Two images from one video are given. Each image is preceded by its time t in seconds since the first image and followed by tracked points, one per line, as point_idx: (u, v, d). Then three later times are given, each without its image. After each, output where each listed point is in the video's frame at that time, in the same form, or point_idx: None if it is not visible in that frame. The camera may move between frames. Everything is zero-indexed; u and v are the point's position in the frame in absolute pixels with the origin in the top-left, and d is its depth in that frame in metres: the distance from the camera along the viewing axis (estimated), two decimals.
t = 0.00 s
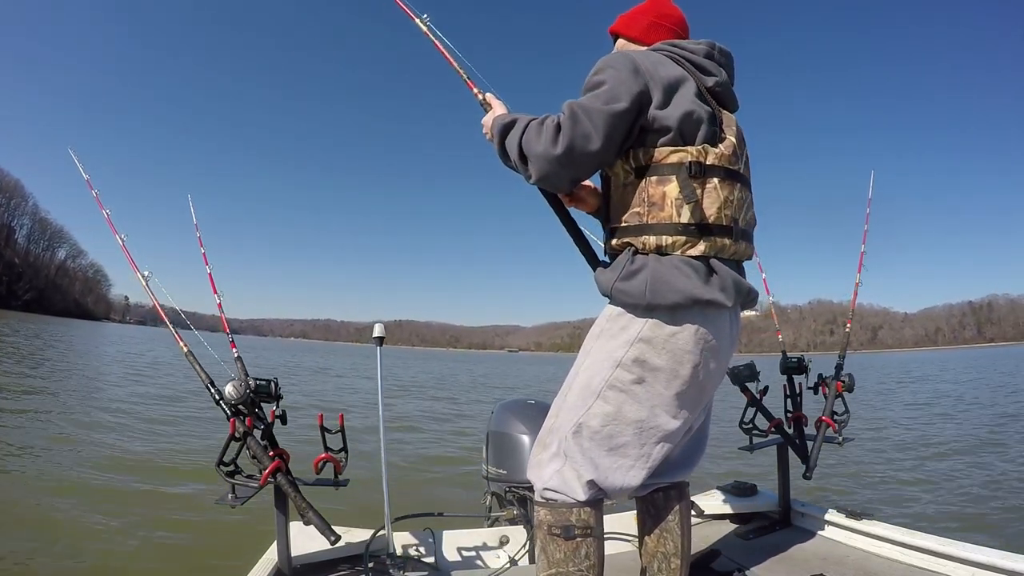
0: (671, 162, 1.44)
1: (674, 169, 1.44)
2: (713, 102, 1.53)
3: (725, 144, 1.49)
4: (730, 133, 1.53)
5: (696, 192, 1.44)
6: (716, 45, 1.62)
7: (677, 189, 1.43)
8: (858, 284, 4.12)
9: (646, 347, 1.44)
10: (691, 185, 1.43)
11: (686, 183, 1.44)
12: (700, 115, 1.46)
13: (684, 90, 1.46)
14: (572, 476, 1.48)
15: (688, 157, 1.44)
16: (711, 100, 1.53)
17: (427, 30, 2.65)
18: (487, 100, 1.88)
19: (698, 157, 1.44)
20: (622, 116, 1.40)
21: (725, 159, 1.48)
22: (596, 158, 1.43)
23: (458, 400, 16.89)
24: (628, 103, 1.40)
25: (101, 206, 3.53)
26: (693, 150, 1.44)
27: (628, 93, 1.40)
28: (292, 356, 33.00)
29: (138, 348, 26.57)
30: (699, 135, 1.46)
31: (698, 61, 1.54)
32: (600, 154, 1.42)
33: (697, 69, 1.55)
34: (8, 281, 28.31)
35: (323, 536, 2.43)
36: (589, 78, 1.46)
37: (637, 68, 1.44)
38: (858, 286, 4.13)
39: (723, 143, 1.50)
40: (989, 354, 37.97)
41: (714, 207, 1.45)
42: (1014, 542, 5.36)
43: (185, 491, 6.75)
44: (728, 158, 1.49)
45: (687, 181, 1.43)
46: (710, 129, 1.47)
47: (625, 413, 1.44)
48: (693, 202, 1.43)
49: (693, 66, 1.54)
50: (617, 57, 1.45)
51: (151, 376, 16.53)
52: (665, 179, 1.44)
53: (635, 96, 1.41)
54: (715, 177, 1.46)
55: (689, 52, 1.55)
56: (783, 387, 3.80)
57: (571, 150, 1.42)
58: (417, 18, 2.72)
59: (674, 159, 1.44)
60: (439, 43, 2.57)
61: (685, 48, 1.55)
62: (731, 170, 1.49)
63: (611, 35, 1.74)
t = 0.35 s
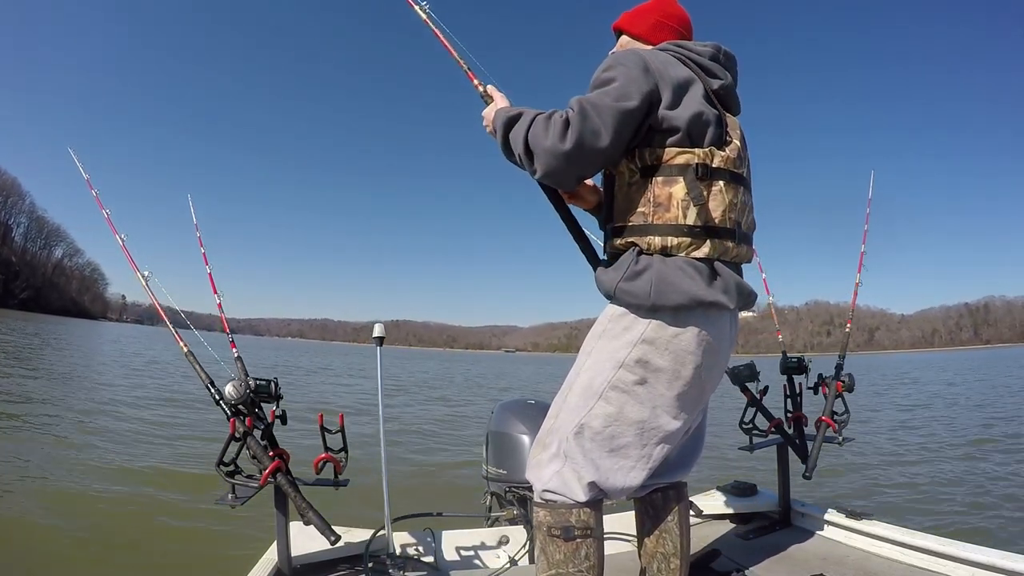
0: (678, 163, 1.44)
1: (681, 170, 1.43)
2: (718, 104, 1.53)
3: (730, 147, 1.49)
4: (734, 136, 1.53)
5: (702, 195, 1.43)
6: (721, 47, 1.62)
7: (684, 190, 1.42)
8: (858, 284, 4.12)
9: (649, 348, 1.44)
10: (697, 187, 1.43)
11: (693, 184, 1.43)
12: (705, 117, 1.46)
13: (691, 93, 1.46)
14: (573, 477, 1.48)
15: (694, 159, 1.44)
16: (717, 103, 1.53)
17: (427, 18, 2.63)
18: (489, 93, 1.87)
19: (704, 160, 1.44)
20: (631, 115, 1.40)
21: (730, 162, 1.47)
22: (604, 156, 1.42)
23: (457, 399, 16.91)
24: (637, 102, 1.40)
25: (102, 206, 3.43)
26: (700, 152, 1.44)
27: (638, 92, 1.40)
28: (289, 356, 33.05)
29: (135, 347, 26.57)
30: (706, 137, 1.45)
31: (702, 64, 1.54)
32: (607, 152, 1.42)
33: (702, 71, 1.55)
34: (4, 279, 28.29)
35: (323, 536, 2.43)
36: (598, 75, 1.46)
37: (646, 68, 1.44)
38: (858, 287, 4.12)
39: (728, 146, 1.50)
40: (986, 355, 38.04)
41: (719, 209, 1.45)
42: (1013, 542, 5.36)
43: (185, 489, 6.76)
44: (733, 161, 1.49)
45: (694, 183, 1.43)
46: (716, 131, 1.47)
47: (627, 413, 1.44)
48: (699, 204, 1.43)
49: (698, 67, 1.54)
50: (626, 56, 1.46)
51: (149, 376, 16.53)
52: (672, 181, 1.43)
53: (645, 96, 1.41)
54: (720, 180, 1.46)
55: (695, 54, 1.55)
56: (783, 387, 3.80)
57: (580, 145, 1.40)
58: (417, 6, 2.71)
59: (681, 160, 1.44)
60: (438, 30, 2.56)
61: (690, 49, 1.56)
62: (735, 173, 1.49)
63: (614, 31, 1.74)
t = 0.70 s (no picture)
0: (674, 163, 1.44)
1: (677, 170, 1.43)
2: (715, 104, 1.53)
3: (727, 147, 1.49)
4: (731, 135, 1.53)
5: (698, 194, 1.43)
6: (718, 46, 1.62)
7: (679, 190, 1.42)
8: (858, 284, 4.12)
9: (647, 348, 1.44)
10: (693, 186, 1.43)
11: (689, 185, 1.43)
12: (701, 118, 1.45)
13: (686, 95, 1.46)
14: (572, 477, 1.48)
15: (690, 159, 1.44)
16: (714, 104, 1.53)
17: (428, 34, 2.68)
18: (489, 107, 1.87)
19: (700, 159, 1.44)
20: (622, 121, 1.40)
21: (727, 162, 1.47)
22: (595, 162, 1.43)
23: (456, 399, 16.91)
24: (628, 107, 1.40)
25: (102, 206, 3.45)
26: (696, 152, 1.44)
27: (630, 97, 1.40)
28: (287, 355, 33.03)
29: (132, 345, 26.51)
30: (702, 137, 1.45)
31: (700, 63, 1.54)
32: (598, 158, 1.43)
33: (700, 71, 1.54)
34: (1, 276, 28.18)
35: (323, 536, 2.42)
36: (591, 80, 1.46)
37: (639, 72, 1.44)
38: (858, 287, 4.12)
39: (725, 145, 1.49)
40: (983, 356, 38.13)
41: (715, 210, 1.45)
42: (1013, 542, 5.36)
43: (186, 488, 6.77)
44: (729, 161, 1.49)
45: (690, 183, 1.43)
46: (712, 132, 1.46)
47: (625, 413, 1.44)
48: (695, 204, 1.43)
49: (695, 68, 1.54)
50: (619, 60, 1.45)
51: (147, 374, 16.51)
52: (668, 181, 1.43)
53: (637, 101, 1.41)
54: (717, 179, 1.45)
55: (692, 54, 1.55)
56: (783, 387, 3.80)
57: (570, 153, 1.42)
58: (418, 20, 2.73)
59: (677, 160, 1.44)
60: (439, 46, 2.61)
61: (687, 49, 1.55)
62: (732, 173, 1.49)
63: (611, 33, 1.73)
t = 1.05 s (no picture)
0: (656, 163, 1.44)
1: (659, 170, 1.44)
2: (699, 99, 1.53)
3: (712, 141, 1.48)
4: (719, 129, 1.52)
5: (681, 192, 1.43)
6: (701, 39, 1.61)
7: (662, 189, 1.43)
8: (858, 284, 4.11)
9: (641, 347, 1.44)
10: (676, 185, 1.43)
11: (672, 183, 1.43)
12: (676, 118, 1.45)
13: (657, 99, 1.46)
14: (572, 477, 1.48)
15: (672, 157, 1.44)
16: (696, 99, 1.52)
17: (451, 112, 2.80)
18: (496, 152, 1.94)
19: (683, 156, 1.43)
20: (585, 140, 1.45)
21: (712, 155, 1.46)
22: (567, 181, 1.51)
23: (455, 399, 16.90)
24: (589, 127, 1.44)
25: (100, 203, 3.26)
26: (677, 149, 1.43)
27: (591, 116, 1.45)
28: (285, 354, 33.02)
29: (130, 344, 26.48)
30: (682, 134, 1.45)
31: (680, 60, 1.53)
32: (568, 179, 1.52)
33: (680, 67, 1.54)
34: None
35: (323, 536, 2.42)
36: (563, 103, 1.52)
37: (602, 87, 1.46)
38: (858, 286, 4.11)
39: (711, 139, 1.49)
40: (981, 355, 38.20)
41: (701, 204, 1.44)
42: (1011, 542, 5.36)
43: (185, 488, 6.77)
44: (716, 154, 1.48)
45: (672, 182, 1.43)
46: (693, 128, 1.46)
47: (621, 414, 1.44)
48: (678, 203, 1.43)
49: (675, 65, 1.53)
50: (587, 80, 1.49)
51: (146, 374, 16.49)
52: (651, 181, 1.44)
53: (599, 121, 1.44)
54: (702, 175, 1.45)
55: (670, 51, 1.54)
56: (783, 386, 3.80)
57: (542, 179, 1.52)
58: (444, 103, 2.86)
59: (658, 159, 1.44)
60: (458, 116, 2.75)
61: (666, 48, 1.55)
62: (720, 165, 1.48)
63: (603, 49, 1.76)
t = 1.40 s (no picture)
0: (634, 164, 1.45)
1: (635, 169, 1.44)
2: (674, 100, 1.54)
3: (688, 134, 1.47)
4: (696, 122, 1.51)
5: (657, 187, 1.43)
6: (675, 42, 1.61)
7: (639, 188, 1.44)
8: (859, 283, 4.10)
9: (632, 345, 1.43)
10: (652, 181, 1.43)
11: (649, 180, 1.43)
12: (648, 120, 1.46)
13: (628, 106, 1.47)
14: (571, 475, 1.48)
15: (647, 156, 1.44)
16: (670, 99, 1.53)
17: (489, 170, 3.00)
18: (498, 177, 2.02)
19: (657, 153, 1.43)
20: (567, 159, 1.52)
21: (688, 147, 1.45)
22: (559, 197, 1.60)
23: (454, 399, 16.90)
24: (569, 146, 1.50)
25: (101, 205, 3.33)
26: (651, 147, 1.44)
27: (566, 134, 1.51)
28: (284, 356, 33.01)
29: (128, 346, 26.46)
30: (655, 133, 1.45)
31: (652, 65, 1.55)
32: (557, 194, 1.60)
33: (654, 73, 1.55)
34: None
35: (323, 535, 2.42)
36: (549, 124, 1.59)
37: (576, 105, 1.51)
38: (858, 286, 4.10)
39: (686, 133, 1.48)
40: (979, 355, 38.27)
41: (680, 196, 1.43)
42: (1011, 542, 5.36)
43: (184, 489, 6.77)
44: (693, 146, 1.47)
45: (648, 179, 1.43)
46: (666, 126, 1.46)
47: (615, 412, 1.43)
48: (656, 199, 1.43)
49: (648, 71, 1.55)
50: (566, 100, 1.54)
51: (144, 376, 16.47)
52: (629, 181, 1.46)
53: (575, 139, 1.49)
54: (680, 167, 1.44)
55: (642, 60, 1.56)
56: (783, 386, 3.80)
57: (535, 200, 1.62)
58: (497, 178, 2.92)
59: (635, 160, 1.45)
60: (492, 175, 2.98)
61: (638, 58, 1.57)
62: (698, 156, 1.46)
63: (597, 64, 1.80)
